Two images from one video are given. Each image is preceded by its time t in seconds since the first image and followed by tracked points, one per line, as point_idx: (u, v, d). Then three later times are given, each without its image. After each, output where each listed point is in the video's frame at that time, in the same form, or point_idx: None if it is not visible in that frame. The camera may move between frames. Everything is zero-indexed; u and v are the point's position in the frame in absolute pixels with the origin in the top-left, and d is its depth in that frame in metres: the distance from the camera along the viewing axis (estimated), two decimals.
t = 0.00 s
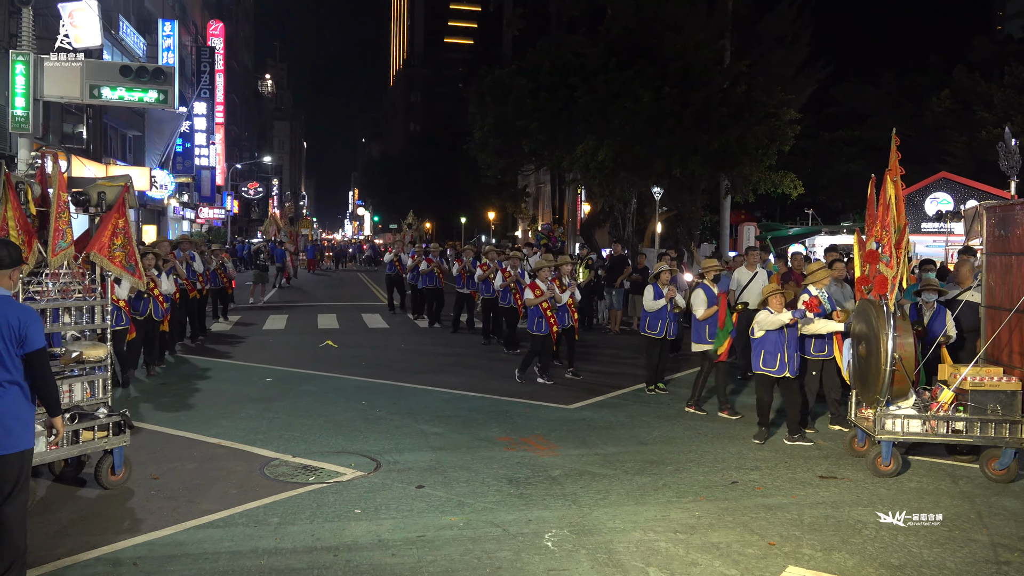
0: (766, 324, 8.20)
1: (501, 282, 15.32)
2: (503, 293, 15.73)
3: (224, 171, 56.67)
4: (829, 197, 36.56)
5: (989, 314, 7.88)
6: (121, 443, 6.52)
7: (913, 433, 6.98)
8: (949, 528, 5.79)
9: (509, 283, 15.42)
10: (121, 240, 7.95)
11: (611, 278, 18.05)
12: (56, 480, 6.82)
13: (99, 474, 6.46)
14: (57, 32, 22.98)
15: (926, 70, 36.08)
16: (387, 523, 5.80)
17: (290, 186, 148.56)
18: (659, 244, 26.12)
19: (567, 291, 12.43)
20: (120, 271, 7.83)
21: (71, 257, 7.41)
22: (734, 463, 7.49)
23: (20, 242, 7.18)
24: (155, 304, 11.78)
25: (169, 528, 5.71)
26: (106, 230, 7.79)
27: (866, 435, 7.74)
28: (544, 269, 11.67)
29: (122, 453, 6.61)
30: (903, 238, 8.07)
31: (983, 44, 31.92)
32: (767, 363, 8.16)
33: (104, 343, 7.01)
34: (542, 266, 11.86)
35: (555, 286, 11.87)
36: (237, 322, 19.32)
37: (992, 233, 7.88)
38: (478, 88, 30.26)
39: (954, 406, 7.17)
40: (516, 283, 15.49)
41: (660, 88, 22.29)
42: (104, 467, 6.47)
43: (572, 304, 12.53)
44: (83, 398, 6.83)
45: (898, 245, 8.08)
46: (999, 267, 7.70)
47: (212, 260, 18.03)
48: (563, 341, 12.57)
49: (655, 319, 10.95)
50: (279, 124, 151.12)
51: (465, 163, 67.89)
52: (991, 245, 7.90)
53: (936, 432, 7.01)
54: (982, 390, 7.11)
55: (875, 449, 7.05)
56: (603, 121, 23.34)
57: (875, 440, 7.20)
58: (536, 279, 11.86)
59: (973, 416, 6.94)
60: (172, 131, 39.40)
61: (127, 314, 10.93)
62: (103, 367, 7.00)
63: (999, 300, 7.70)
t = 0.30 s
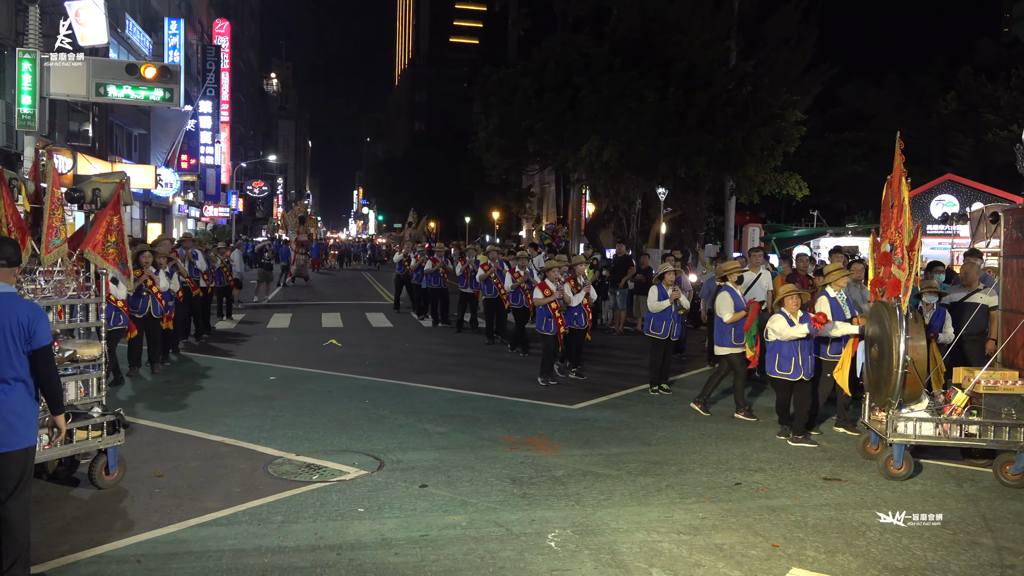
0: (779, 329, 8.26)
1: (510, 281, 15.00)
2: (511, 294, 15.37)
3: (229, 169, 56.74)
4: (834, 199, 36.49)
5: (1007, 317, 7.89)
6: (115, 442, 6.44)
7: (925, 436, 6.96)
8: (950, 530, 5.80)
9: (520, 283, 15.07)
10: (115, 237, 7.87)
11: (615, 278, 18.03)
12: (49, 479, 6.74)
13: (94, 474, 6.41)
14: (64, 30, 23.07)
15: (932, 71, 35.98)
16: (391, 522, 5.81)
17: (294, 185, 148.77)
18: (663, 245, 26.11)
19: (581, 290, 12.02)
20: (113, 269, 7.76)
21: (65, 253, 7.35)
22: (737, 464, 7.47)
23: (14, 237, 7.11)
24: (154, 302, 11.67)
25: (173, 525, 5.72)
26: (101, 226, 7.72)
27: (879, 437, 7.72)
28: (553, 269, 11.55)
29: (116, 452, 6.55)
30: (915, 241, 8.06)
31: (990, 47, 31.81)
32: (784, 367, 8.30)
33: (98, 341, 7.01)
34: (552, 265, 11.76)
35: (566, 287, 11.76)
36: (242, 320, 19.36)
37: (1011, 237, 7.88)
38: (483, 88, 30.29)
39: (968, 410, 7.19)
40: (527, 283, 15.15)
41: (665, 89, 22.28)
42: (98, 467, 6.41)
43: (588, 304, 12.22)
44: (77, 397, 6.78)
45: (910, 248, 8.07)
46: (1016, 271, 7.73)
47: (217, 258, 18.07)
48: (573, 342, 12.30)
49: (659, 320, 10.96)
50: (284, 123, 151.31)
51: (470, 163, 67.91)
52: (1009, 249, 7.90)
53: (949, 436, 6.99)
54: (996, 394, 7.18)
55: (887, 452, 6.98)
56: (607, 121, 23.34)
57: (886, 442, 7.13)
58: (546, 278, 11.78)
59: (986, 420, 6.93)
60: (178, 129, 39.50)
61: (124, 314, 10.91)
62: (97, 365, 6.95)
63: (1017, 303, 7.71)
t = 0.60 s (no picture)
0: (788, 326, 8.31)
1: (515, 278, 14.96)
2: (515, 291, 15.27)
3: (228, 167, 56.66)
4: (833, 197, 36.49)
5: None
6: (107, 441, 6.37)
7: (937, 434, 6.94)
8: (948, 528, 5.80)
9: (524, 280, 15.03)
10: (105, 233, 7.74)
11: (614, 276, 18.04)
12: (38, 478, 6.62)
13: (85, 473, 6.33)
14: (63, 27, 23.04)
15: (932, 70, 35.97)
16: (390, 519, 5.81)
17: (293, 182, 148.68)
18: (662, 243, 26.10)
19: (586, 290, 11.95)
20: (103, 266, 7.63)
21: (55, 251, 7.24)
22: (736, 462, 7.47)
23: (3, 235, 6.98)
24: (144, 299, 11.49)
25: (171, 523, 5.71)
26: (92, 224, 7.52)
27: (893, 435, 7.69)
28: (556, 268, 11.54)
29: (108, 451, 6.50)
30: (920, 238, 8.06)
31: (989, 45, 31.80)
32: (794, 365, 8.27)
33: (87, 338, 7.03)
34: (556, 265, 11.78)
35: (569, 284, 11.76)
36: (241, 318, 19.35)
37: None
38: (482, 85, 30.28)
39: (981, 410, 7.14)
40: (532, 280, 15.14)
41: (665, 87, 22.28)
42: (89, 466, 6.33)
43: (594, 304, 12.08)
44: (67, 395, 6.71)
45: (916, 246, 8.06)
46: None
47: (216, 254, 18.05)
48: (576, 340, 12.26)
49: (657, 318, 10.98)
50: (282, 120, 151.24)
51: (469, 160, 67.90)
52: None
53: (961, 435, 6.96)
54: (1009, 393, 7.11)
55: (898, 451, 6.96)
56: (607, 119, 23.33)
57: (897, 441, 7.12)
58: (549, 278, 11.78)
59: (999, 420, 6.89)
60: (177, 126, 39.45)
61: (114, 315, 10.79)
62: (87, 364, 6.88)
63: None
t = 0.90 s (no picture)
0: (814, 330, 8.05)
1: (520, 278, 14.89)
2: (520, 290, 15.24)
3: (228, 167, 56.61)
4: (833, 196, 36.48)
5: None
6: (103, 442, 6.34)
7: (957, 435, 6.89)
8: (947, 527, 5.79)
9: (528, 280, 14.95)
10: (101, 234, 7.75)
11: (614, 275, 18.03)
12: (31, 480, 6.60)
13: (81, 474, 6.29)
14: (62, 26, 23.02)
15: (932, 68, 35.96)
16: (390, 519, 5.80)
17: (293, 182, 148.64)
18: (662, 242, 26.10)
19: (591, 289, 11.81)
20: (100, 266, 7.64)
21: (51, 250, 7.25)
22: (736, 461, 7.47)
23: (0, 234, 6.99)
24: (140, 300, 11.39)
25: (171, 523, 5.70)
26: (87, 223, 7.55)
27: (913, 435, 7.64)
28: (564, 268, 11.43)
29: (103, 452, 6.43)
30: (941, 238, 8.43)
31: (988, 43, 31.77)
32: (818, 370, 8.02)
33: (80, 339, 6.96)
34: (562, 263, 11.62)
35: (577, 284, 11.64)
36: (241, 317, 19.34)
37: None
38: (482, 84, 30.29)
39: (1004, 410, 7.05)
40: (535, 280, 15.08)
41: (664, 85, 22.28)
42: (85, 468, 6.28)
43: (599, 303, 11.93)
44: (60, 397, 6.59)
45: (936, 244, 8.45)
46: None
47: (216, 254, 18.07)
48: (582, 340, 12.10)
49: (657, 318, 10.97)
50: (282, 120, 151.21)
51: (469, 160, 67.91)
52: None
53: (982, 435, 6.93)
54: None
55: (918, 451, 6.94)
56: (606, 118, 23.33)
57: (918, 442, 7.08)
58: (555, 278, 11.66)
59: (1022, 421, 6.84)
60: (176, 126, 39.48)
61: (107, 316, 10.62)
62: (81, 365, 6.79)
63: None
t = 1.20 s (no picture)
0: (861, 340, 7.75)
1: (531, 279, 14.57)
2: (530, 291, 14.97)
3: (229, 168, 56.59)
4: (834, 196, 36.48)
5: None
6: (101, 443, 6.35)
7: (987, 437, 6.81)
8: (949, 527, 5.80)
9: (538, 280, 14.64)
10: (96, 234, 7.55)
11: (616, 275, 18.02)
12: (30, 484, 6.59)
13: (80, 477, 6.29)
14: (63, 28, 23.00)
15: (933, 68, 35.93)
16: (392, 519, 5.81)
17: (294, 184, 148.66)
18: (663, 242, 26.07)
19: (598, 290, 12.01)
20: (96, 268, 7.45)
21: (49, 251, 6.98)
22: (738, 462, 7.47)
23: None
24: (140, 303, 11.25)
25: (173, 523, 5.72)
26: (82, 224, 7.38)
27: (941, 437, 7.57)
28: (574, 268, 11.40)
29: (102, 454, 6.44)
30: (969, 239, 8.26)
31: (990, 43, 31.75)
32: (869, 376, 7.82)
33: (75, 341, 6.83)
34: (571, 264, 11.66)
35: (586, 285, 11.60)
36: (242, 318, 19.34)
37: None
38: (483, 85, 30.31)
39: None
40: (546, 279, 14.82)
41: (666, 86, 22.27)
42: (84, 470, 6.28)
43: (605, 303, 12.07)
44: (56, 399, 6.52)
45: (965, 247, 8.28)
46: None
47: (218, 256, 18.07)
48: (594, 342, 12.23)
49: (659, 320, 11.01)
50: (283, 121, 151.21)
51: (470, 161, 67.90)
52: None
53: (1012, 437, 6.83)
54: None
55: (946, 454, 6.90)
56: (608, 119, 23.33)
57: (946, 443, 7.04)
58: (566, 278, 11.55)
59: None
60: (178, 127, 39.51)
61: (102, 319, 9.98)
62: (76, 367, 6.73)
63: None
